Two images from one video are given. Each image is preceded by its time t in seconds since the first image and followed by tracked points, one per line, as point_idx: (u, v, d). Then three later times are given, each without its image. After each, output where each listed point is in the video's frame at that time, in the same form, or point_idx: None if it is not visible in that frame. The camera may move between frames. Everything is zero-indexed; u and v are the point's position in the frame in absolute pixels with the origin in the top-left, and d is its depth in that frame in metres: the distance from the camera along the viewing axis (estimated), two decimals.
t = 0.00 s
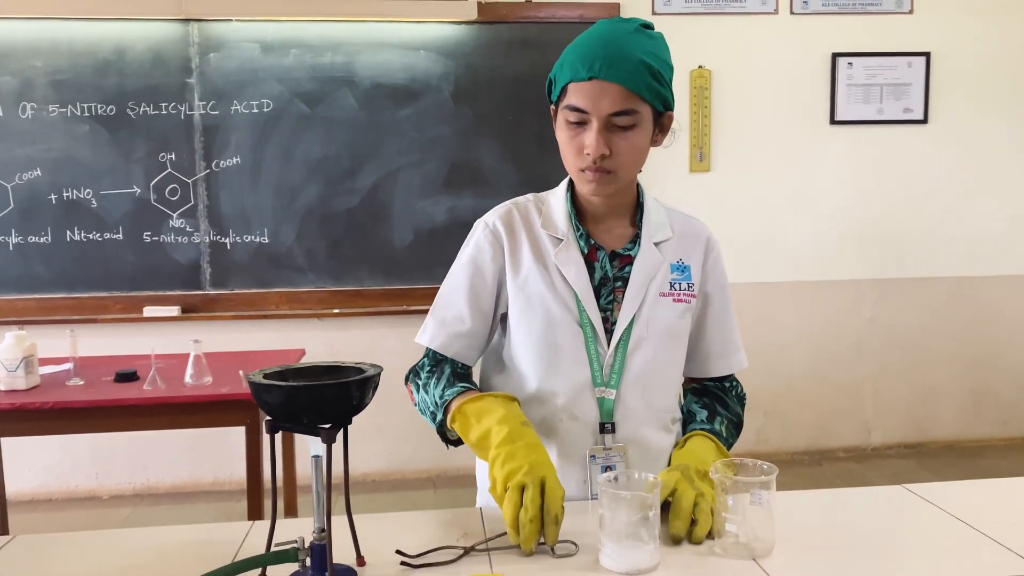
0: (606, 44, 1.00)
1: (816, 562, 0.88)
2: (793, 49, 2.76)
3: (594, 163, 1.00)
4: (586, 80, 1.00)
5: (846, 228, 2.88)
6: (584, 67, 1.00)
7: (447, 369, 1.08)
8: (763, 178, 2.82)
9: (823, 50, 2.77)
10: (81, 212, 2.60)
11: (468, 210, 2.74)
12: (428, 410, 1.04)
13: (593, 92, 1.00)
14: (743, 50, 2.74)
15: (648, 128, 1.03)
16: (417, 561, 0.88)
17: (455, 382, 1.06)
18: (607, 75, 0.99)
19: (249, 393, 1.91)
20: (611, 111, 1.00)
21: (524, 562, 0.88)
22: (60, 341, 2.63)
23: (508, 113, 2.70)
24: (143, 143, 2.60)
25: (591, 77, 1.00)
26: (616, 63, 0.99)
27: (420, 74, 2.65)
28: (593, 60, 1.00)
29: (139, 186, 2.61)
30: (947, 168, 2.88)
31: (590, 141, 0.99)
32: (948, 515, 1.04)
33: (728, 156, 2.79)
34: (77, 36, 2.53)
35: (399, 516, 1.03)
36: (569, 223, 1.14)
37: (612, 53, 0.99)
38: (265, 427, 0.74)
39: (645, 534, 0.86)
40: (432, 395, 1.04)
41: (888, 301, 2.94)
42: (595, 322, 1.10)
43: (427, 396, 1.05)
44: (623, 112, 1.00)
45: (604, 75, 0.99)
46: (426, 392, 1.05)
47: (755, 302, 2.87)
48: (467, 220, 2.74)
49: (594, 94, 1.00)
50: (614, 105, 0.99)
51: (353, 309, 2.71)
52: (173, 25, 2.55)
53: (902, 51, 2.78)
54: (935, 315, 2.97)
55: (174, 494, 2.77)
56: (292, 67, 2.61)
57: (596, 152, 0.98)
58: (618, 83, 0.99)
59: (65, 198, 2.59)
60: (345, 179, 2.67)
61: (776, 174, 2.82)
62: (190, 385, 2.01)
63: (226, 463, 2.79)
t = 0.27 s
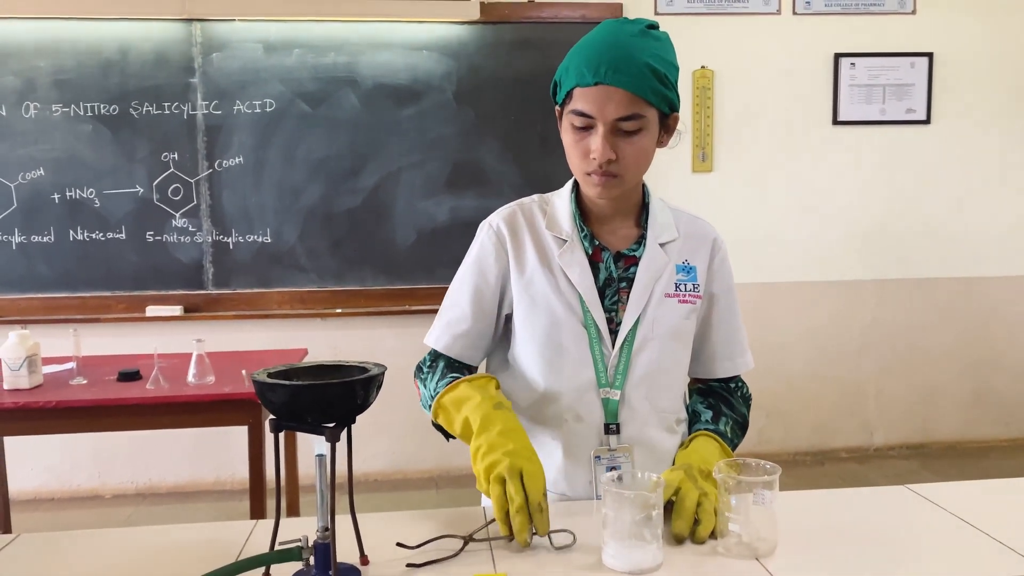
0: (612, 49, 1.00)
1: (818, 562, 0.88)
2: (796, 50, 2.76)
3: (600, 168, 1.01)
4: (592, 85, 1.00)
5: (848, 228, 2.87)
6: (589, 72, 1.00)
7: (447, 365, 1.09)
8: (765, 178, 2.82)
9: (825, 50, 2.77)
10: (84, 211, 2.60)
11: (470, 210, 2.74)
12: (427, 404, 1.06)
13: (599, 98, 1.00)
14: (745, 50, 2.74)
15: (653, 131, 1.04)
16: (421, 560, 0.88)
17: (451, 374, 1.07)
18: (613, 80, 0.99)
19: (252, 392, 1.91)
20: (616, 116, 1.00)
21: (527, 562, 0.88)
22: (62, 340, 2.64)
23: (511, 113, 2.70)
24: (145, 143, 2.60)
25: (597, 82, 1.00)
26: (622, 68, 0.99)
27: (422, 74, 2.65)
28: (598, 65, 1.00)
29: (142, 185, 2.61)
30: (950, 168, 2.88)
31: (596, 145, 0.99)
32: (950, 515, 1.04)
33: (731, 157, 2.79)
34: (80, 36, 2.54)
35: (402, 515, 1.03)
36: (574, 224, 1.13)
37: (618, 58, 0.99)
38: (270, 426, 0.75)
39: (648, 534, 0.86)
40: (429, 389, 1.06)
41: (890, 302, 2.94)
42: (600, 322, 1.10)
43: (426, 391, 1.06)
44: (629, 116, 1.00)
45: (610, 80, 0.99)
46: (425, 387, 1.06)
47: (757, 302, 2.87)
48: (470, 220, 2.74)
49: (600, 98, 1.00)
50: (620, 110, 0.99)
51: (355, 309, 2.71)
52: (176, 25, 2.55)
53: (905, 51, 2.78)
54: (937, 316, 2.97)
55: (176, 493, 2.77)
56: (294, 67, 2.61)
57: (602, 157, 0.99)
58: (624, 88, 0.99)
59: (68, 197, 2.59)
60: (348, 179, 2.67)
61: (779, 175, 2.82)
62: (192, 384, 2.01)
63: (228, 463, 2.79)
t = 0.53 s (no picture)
0: (617, 53, 1.00)
1: (822, 561, 0.88)
2: (799, 49, 2.76)
3: (605, 170, 1.01)
4: (596, 88, 1.01)
5: (852, 228, 2.87)
6: (594, 76, 1.00)
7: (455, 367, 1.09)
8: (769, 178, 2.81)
9: (829, 50, 2.77)
10: (88, 210, 2.61)
11: (473, 209, 2.74)
12: (432, 406, 1.06)
13: (604, 100, 1.00)
14: (749, 49, 2.74)
15: (658, 133, 1.04)
16: (426, 558, 0.89)
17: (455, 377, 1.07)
18: (618, 83, 0.99)
19: (255, 391, 1.92)
20: (621, 118, 0.99)
21: (530, 560, 0.88)
22: (66, 339, 2.64)
23: (514, 112, 2.70)
24: (149, 142, 2.60)
25: (601, 85, 1.00)
26: (627, 72, 0.99)
27: (426, 73, 2.66)
28: (602, 69, 1.00)
29: (145, 184, 2.62)
30: (953, 168, 2.87)
31: (600, 148, 1.00)
32: (954, 514, 1.04)
33: (734, 156, 2.79)
34: (84, 35, 2.54)
35: (406, 513, 1.04)
36: (578, 223, 1.14)
37: (623, 61, 0.99)
38: (276, 424, 0.75)
39: (651, 533, 0.86)
40: (435, 392, 1.06)
41: (893, 302, 2.94)
42: (604, 321, 1.10)
43: (432, 393, 1.07)
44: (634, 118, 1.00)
45: (614, 84, 0.99)
46: (431, 388, 1.07)
47: (760, 302, 2.87)
48: (473, 220, 2.74)
49: (605, 101, 1.00)
50: (625, 113, 0.99)
51: (358, 308, 2.71)
52: (180, 24, 2.56)
53: (908, 51, 2.78)
54: (941, 316, 2.97)
55: (179, 492, 2.77)
56: (298, 66, 2.61)
57: (606, 160, 0.99)
58: (629, 91, 0.99)
59: (72, 196, 2.60)
60: (351, 178, 2.68)
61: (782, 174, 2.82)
62: (196, 383, 2.01)
63: (232, 462, 2.80)
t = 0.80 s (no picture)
0: (627, 53, 1.00)
1: (827, 559, 0.88)
2: (803, 48, 2.76)
3: (612, 170, 1.01)
4: (606, 88, 1.01)
5: (855, 227, 2.87)
6: (604, 77, 1.00)
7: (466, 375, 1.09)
8: (772, 177, 2.81)
9: (833, 48, 2.77)
10: (92, 208, 2.62)
11: (477, 208, 2.74)
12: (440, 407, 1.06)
13: (613, 100, 1.00)
14: (753, 48, 2.74)
15: (666, 133, 1.04)
16: (432, 555, 0.89)
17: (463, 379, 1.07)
18: (628, 84, 0.99)
19: (260, 389, 1.92)
20: (631, 119, 1.00)
21: (535, 558, 0.88)
22: (71, 336, 2.65)
23: (518, 111, 2.70)
24: (154, 140, 2.61)
25: (612, 85, 1.00)
26: (637, 72, 0.99)
27: (430, 72, 2.66)
28: (613, 68, 0.99)
29: (150, 182, 2.62)
30: (957, 167, 2.87)
31: (609, 147, 1.00)
32: (958, 512, 1.04)
33: (738, 155, 2.79)
34: (89, 33, 2.55)
35: (413, 510, 1.04)
36: (584, 222, 1.14)
37: (633, 61, 0.99)
38: (283, 420, 0.75)
39: (657, 530, 0.87)
40: (441, 391, 1.07)
41: (897, 301, 2.93)
42: (610, 320, 1.10)
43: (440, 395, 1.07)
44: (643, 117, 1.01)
45: (625, 84, 0.99)
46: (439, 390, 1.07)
47: (763, 301, 2.87)
48: (476, 218, 2.75)
49: (614, 101, 1.00)
50: (633, 112, 1.00)
51: (362, 306, 2.71)
52: (185, 23, 2.56)
53: (912, 50, 2.78)
54: (944, 315, 2.96)
55: (183, 490, 2.78)
56: (302, 64, 2.62)
57: (614, 160, 0.99)
58: (639, 91, 0.99)
59: (77, 194, 2.61)
60: (355, 177, 2.68)
61: (786, 173, 2.82)
62: (201, 380, 2.02)
63: (236, 460, 2.80)
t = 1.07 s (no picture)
0: (636, 40, 1.01)
1: (833, 558, 0.88)
2: (808, 47, 2.75)
3: (620, 159, 1.01)
4: (614, 74, 1.01)
5: (860, 226, 2.87)
6: (612, 62, 1.01)
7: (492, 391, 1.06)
8: (777, 175, 2.81)
9: (838, 47, 2.76)
10: (98, 206, 2.62)
11: (481, 206, 2.74)
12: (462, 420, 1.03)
13: (622, 86, 1.01)
14: (758, 46, 2.73)
15: (675, 124, 1.04)
16: (439, 553, 0.89)
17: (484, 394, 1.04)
18: (637, 69, 1.00)
19: (265, 387, 1.92)
20: (640, 105, 1.00)
21: (541, 555, 0.88)
22: (77, 334, 2.66)
23: (522, 110, 2.70)
24: (159, 138, 2.61)
25: (621, 70, 1.01)
26: (646, 57, 1.00)
27: (434, 70, 2.66)
28: (623, 54, 1.00)
29: (155, 181, 2.63)
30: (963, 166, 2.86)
31: (616, 135, 1.00)
32: (964, 511, 1.04)
33: (742, 153, 2.79)
34: (94, 32, 2.55)
35: (419, 508, 1.04)
36: (591, 221, 1.14)
37: (643, 47, 1.00)
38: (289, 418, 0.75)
39: (663, 529, 0.87)
40: (461, 397, 1.05)
41: (901, 300, 2.93)
42: (617, 321, 1.10)
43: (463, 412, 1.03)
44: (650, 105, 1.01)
45: (635, 69, 1.00)
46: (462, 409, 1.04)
47: (768, 300, 2.87)
48: (481, 217, 2.75)
49: (622, 87, 1.01)
50: (641, 100, 1.00)
51: (366, 304, 2.72)
52: (190, 21, 2.56)
53: (917, 48, 2.77)
54: (949, 314, 2.96)
55: (188, 487, 2.79)
56: (306, 63, 2.62)
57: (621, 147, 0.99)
58: (649, 76, 1.00)
59: (82, 192, 2.61)
60: (359, 175, 2.68)
61: (790, 172, 2.81)
62: (206, 378, 2.02)
63: (241, 457, 2.81)
